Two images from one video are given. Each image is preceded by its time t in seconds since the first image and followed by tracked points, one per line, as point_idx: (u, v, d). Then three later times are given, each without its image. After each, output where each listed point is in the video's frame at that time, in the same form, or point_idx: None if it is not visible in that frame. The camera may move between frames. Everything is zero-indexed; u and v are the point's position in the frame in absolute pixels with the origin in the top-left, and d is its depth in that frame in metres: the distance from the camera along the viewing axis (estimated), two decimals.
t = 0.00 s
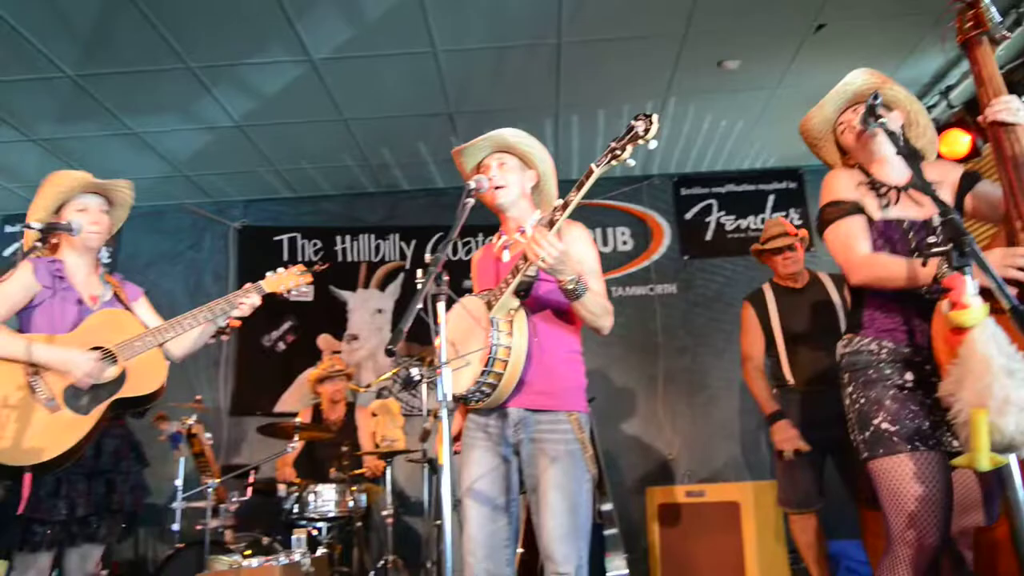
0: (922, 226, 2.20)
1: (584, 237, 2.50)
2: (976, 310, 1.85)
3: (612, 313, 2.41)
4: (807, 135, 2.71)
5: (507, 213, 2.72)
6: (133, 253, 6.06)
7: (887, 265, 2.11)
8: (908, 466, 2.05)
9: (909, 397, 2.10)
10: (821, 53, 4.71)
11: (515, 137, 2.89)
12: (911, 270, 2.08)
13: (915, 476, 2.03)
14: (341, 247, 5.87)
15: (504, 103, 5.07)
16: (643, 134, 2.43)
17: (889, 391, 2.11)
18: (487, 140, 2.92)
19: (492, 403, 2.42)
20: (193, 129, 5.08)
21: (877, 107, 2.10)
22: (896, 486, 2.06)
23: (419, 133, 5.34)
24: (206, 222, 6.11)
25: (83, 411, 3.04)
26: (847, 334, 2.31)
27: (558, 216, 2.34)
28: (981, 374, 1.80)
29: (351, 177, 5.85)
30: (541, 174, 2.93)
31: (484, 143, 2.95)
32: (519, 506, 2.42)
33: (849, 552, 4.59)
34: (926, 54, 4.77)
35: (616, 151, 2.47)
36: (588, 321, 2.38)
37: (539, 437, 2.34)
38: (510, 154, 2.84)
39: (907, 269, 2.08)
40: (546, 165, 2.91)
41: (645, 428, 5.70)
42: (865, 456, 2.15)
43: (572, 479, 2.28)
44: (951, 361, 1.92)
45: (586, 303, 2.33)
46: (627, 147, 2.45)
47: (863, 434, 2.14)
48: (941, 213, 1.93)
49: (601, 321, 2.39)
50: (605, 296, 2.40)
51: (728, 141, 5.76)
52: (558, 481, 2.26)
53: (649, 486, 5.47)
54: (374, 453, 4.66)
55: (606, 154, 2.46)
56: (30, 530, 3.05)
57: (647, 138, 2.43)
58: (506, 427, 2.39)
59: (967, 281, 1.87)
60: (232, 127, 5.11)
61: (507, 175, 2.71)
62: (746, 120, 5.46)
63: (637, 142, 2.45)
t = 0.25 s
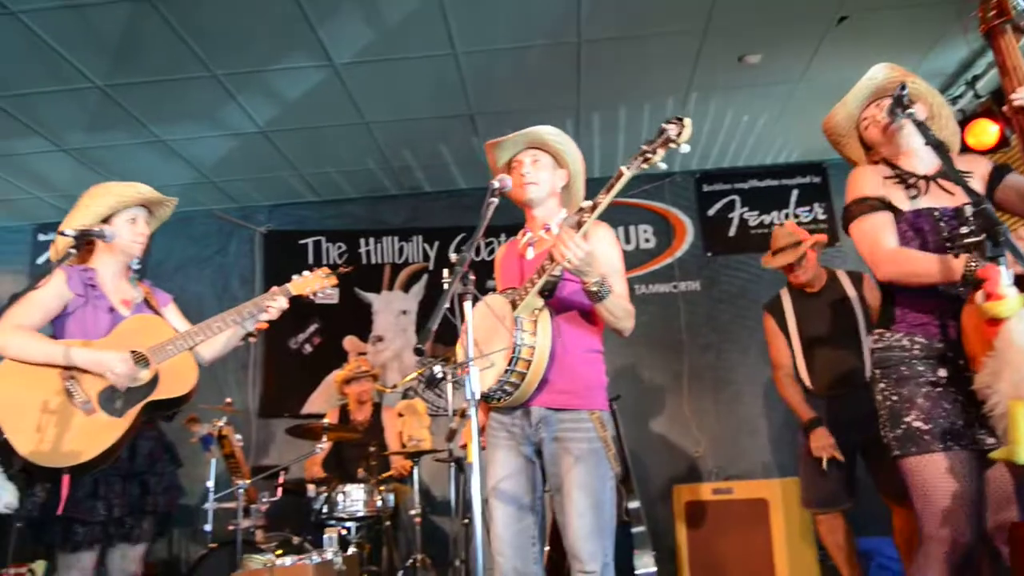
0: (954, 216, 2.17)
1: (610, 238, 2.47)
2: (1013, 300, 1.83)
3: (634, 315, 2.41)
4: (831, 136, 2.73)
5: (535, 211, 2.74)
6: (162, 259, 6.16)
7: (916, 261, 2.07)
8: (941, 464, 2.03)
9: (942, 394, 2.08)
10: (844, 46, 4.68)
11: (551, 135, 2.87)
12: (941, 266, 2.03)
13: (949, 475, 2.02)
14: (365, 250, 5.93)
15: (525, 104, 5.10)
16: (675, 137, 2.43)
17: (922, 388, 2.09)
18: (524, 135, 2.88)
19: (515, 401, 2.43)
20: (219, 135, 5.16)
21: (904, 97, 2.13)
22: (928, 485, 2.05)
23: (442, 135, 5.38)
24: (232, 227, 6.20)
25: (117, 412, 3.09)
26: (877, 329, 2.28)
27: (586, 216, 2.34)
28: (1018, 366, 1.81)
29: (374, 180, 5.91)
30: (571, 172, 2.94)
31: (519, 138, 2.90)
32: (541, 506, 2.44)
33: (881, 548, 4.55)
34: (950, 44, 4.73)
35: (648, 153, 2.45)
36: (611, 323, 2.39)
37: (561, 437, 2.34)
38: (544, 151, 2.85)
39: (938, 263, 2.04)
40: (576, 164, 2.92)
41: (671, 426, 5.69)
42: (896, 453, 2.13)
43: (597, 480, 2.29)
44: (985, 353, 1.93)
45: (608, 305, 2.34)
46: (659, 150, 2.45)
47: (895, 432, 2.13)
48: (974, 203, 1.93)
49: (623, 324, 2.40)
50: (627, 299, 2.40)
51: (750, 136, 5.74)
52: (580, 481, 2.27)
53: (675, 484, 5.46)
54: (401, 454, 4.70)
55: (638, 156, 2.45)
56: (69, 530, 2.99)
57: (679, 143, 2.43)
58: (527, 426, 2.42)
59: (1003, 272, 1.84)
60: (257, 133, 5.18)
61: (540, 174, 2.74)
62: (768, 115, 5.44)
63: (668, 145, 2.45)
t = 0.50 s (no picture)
0: (970, 216, 2.14)
1: (630, 240, 2.51)
2: None
3: (651, 322, 2.46)
4: (856, 107, 2.56)
5: (559, 211, 2.79)
6: (187, 261, 6.28)
7: (929, 254, 2.05)
8: (959, 462, 2.00)
9: (959, 392, 2.04)
10: (862, 46, 4.70)
11: (579, 137, 2.90)
12: (954, 259, 1.99)
13: (966, 473, 1.99)
14: (385, 251, 6.01)
15: (544, 106, 5.15)
16: (710, 150, 2.38)
17: (939, 387, 2.05)
18: (552, 136, 2.92)
19: (528, 398, 2.46)
20: (242, 139, 5.25)
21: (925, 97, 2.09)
22: (946, 483, 2.01)
23: (461, 138, 5.44)
24: (255, 230, 6.30)
25: (146, 410, 3.16)
26: (894, 328, 2.24)
27: (615, 221, 2.38)
28: None
29: (394, 182, 5.99)
30: (597, 174, 2.98)
31: (547, 138, 2.93)
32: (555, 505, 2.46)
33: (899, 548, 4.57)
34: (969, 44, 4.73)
35: (681, 164, 2.42)
36: (629, 327, 2.42)
37: (572, 436, 2.37)
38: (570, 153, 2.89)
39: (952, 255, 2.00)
40: (602, 166, 2.96)
41: (688, 426, 5.71)
42: (912, 451, 2.10)
43: (609, 480, 2.31)
44: (1007, 352, 1.90)
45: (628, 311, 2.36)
46: (692, 162, 2.41)
47: (911, 429, 2.09)
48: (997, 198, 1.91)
49: (639, 329, 2.44)
50: (645, 305, 2.45)
51: (767, 138, 5.77)
52: (593, 481, 2.30)
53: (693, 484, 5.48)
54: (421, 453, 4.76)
55: (670, 165, 2.42)
56: (95, 526, 2.99)
57: (714, 156, 2.38)
58: (537, 426, 2.45)
59: None
60: (279, 137, 5.27)
61: (564, 176, 2.78)
62: (785, 116, 5.47)
63: (703, 158, 2.40)
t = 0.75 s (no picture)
0: (989, 216, 2.08)
1: (646, 237, 2.54)
2: None
3: (669, 319, 2.45)
4: (881, 92, 2.49)
5: (576, 209, 2.82)
6: (208, 263, 6.37)
7: (956, 262, 1.97)
8: (988, 460, 1.91)
9: (984, 390, 1.96)
10: (876, 40, 4.69)
11: (594, 136, 2.93)
12: (983, 263, 1.93)
13: (996, 471, 1.90)
14: (402, 251, 6.07)
15: (558, 105, 5.18)
16: (727, 145, 2.34)
17: (962, 385, 1.98)
18: (567, 136, 2.95)
19: (545, 395, 2.48)
20: (261, 142, 5.32)
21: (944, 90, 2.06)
22: (976, 484, 1.92)
23: (476, 138, 5.48)
24: (274, 231, 6.38)
25: (168, 415, 3.09)
26: (914, 330, 2.18)
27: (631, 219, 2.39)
28: None
29: (410, 183, 6.04)
30: (613, 172, 3.01)
31: (564, 138, 2.97)
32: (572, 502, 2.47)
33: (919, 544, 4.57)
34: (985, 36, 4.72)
35: (698, 160, 2.38)
36: (646, 324, 2.43)
37: (590, 433, 2.39)
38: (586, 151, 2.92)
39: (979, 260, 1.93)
40: (619, 164, 2.99)
41: (705, 423, 5.72)
42: (939, 453, 2.01)
43: (627, 477, 2.33)
44: None
45: (645, 306, 2.37)
46: (709, 157, 2.37)
47: (936, 430, 2.01)
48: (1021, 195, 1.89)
49: (657, 326, 2.44)
50: (663, 301, 2.45)
51: (782, 134, 5.77)
52: (612, 477, 2.32)
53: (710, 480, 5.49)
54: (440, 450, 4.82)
55: (687, 161, 2.40)
56: (123, 524, 2.96)
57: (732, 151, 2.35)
58: (553, 423, 2.46)
59: None
60: (297, 140, 5.33)
61: (581, 175, 2.81)
62: (800, 111, 5.47)
63: (721, 154, 2.36)
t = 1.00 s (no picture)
0: (1005, 212, 2.09)
1: (657, 234, 2.59)
2: None
3: (683, 313, 2.50)
4: (888, 103, 2.56)
5: (586, 210, 2.87)
6: (225, 265, 6.47)
7: (969, 253, 1.99)
8: (994, 457, 1.94)
9: (993, 389, 1.98)
10: (888, 41, 4.72)
11: (602, 137, 2.99)
12: (997, 257, 1.95)
13: (1003, 468, 1.93)
14: (416, 252, 6.15)
15: (570, 107, 5.23)
16: (734, 137, 2.38)
17: (972, 382, 2.00)
18: (575, 138, 3.02)
19: (561, 393, 2.52)
20: (277, 145, 5.40)
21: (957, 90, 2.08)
22: (983, 479, 1.95)
23: (489, 140, 5.55)
24: (290, 232, 6.47)
25: (188, 411, 3.16)
26: (924, 325, 2.19)
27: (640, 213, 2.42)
28: None
29: (424, 184, 6.12)
30: (622, 171, 3.06)
31: (571, 139, 3.03)
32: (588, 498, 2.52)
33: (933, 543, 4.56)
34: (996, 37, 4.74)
35: (705, 152, 2.40)
36: (661, 319, 2.47)
37: (604, 431, 2.45)
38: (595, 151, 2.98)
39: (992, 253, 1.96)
40: (627, 164, 3.04)
41: (717, 421, 5.76)
42: (945, 447, 2.04)
43: (641, 473, 2.37)
44: None
45: (659, 302, 2.42)
46: (716, 149, 2.40)
47: (944, 425, 2.03)
48: None
49: (671, 321, 2.49)
50: (676, 296, 2.49)
51: (793, 134, 5.81)
52: (627, 474, 2.36)
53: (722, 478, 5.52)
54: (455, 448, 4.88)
55: (694, 153, 2.41)
56: (142, 520, 2.97)
57: (738, 142, 2.38)
58: (566, 421, 2.52)
59: None
60: (313, 143, 5.41)
61: (591, 175, 2.86)
62: (812, 112, 5.50)
63: (727, 145, 2.39)
